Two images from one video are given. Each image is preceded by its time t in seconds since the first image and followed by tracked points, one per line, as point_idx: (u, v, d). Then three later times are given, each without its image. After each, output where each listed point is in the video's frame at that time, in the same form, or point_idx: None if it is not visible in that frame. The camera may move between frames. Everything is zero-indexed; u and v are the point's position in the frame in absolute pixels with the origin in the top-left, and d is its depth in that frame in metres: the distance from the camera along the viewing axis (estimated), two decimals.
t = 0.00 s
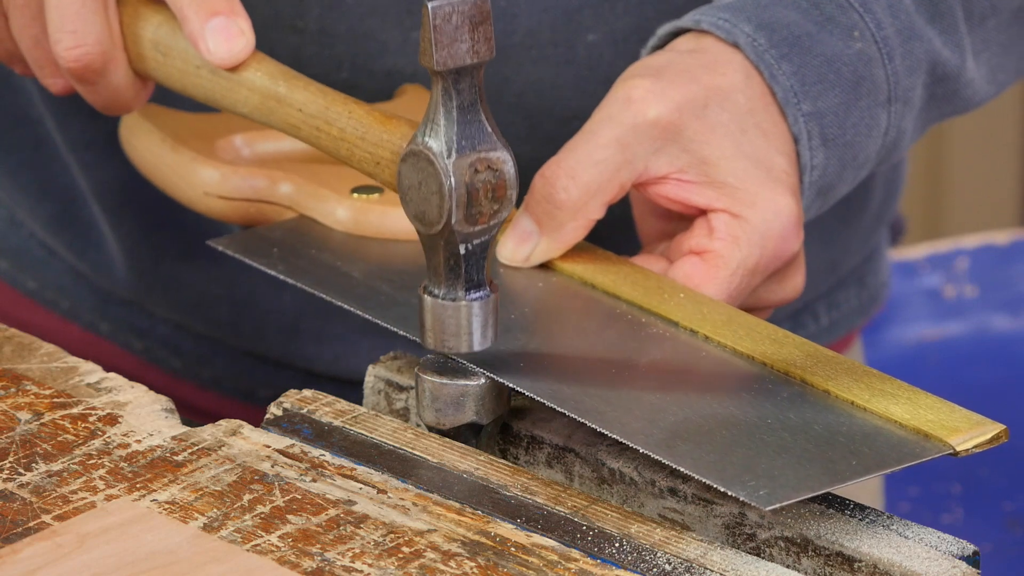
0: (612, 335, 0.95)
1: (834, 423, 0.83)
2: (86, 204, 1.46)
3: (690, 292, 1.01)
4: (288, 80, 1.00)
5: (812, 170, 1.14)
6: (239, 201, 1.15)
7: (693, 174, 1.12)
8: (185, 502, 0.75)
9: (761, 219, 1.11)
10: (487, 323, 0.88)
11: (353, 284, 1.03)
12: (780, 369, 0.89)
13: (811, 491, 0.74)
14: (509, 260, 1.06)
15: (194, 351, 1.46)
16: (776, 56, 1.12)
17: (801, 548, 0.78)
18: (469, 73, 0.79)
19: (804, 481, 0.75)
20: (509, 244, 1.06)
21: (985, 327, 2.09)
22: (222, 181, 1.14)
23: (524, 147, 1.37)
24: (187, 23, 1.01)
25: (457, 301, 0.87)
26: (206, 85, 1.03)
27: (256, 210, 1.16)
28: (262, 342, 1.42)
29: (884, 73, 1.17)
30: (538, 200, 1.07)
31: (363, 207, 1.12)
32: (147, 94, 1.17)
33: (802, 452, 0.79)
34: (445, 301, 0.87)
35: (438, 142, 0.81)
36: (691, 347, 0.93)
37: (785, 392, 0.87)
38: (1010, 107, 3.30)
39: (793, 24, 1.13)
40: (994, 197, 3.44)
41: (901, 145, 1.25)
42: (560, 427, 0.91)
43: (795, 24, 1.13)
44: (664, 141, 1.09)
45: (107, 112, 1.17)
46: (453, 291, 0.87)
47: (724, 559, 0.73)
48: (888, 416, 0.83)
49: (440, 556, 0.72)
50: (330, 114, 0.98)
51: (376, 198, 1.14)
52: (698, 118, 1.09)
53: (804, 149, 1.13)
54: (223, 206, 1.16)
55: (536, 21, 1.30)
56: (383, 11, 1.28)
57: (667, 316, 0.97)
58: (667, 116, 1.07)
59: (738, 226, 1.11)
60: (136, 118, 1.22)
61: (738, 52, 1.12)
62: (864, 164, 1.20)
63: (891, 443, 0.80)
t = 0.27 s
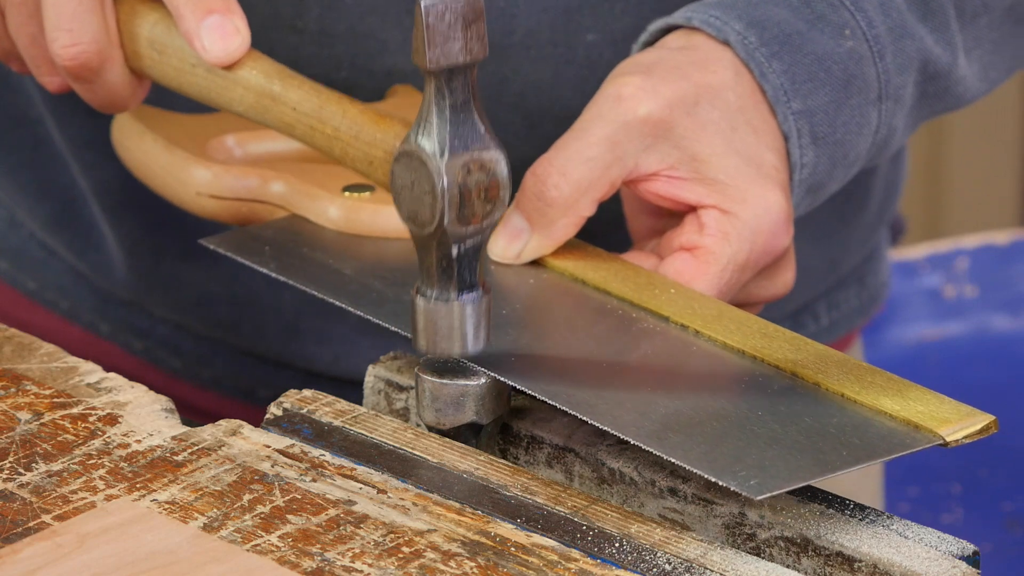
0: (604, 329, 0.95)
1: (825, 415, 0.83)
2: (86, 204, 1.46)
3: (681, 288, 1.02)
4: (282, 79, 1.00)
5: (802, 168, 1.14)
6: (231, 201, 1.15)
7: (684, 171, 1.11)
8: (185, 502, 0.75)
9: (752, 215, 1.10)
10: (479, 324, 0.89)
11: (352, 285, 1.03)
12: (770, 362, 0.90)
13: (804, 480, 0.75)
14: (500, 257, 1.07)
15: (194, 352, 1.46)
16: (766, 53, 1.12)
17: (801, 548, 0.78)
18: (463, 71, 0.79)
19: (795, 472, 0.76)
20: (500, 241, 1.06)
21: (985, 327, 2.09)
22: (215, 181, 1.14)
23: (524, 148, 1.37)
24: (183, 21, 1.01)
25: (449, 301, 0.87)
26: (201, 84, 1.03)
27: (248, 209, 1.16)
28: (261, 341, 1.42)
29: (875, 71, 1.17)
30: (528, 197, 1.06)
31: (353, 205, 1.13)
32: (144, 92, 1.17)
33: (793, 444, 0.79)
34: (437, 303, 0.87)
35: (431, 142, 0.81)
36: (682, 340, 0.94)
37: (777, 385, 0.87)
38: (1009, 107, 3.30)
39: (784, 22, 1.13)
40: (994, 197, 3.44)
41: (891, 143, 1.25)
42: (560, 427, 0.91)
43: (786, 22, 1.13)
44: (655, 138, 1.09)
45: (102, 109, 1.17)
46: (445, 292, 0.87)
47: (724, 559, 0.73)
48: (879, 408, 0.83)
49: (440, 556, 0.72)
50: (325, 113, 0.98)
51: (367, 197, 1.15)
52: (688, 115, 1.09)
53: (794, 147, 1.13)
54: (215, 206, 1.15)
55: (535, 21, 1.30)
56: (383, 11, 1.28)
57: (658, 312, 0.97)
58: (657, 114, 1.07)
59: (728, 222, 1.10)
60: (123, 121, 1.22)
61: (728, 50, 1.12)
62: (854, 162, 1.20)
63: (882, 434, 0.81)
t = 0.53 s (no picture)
0: (593, 325, 0.96)
1: (813, 411, 0.84)
2: (86, 204, 1.45)
3: (670, 285, 1.03)
4: (282, 83, 1.00)
5: (791, 167, 1.13)
6: (221, 198, 1.16)
7: (672, 169, 1.11)
8: (185, 502, 0.75)
9: (741, 214, 1.10)
10: (477, 334, 0.89)
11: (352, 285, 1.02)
12: (758, 360, 0.90)
13: (792, 475, 0.75)
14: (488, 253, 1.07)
15: (194, 351, 1.46)
16: (756, 53, 1.11)
17: (801, 548, 0.78)
18: (465, 81, 0.79)
19: (783, 468, 0.76)
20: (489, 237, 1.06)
21: (985, 327, 2.10)
22: (205, 178, 1.15)
23: (524, 147, 1.37)
24: (182, 23, 1.01)
25: (448, 310, 0.87)
26: (199, 86, 1.03)
27: (237, 206, 1.17)
28: (262, 341, 1.42)
29: (865, 71, 1.17)
30: (517, 195, 1.08)
31: (343, 201, 1.14)
32: (141, 93, 1.17)
33: (782, 440, 0.80)
34: (436, 311, 0.87)
35: (432, 151, 0.81)
36: (671, 338, 0.94)
37: (765, 381, 0.88)
38: (1008, 107, 3.30)
39: (774, 21, 1.13)
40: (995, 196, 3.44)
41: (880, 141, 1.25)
42: (560, 427, 0.91)
43: (776, 21, 1.13)
44: (644, 136, 1.09)
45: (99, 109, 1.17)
46: (444, 300, 0.87)
47: (724, 559, 0.73)
48: (867, 406, 0.84)
49: (440, 556, 0.72)
50: (324, 118, 0.99)
51: (356, 193, 1.15)
52: (677, 113, 1.09)
53: (783, 146, 1.13)
54: (205, 202, 1.16)
55: (535, 21, 1.30)
56: (383, 9, 1.28)
57: (647, 309, 0.98)
58: (646, 112, 1.07)
59: (717, 220, 1.11)
60: (127, 123, 1.20)
61: (717, 48, 1.12)
62: (843, 162, 1.19)
63: (870, 432, 0.81)
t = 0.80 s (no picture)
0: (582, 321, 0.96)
1: (809, 409, 0.84)
2: (87, 203, 1.45)
3: (658, 280, 1.03)
4: (286, 88, 1.00)
5: (779, 163, 1.14)
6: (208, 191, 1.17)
7: (661, 165, 1.11)
8: (185, 502, 0.75)
9: (730, 210, 1.10)
10: (483, 334, 0.88)
11: (353, 285, 1.02)
12: (747, 356, 0.91)
13: (782, 473, 0.75)
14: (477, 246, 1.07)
15: (195, 351, 1.46)
16: (745, 49, 1.11)
17: (801, 548, 0.78)
18: (469, 85, 0.79)
19: (773, 465, 0.76)
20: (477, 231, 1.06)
21: (985, 327, 2.10)
22: (193, 172, 1.15)
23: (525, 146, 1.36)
24: (187, 27, 1.01)
25: (453, 313, 0.87)
26: (201, 89, 1.03)
27: (225, 200, 1.18)
28: (263, 340, 1.42)
29: (855, 68, 1.17)
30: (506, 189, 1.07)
31: (331, 195, 1.14)
32: (146, 93, 1.17)
33: (773, 438, 0.80)
34: (441, 313, 0.87)
35: (437, 155, 0.81)
36: (660, 334, 0.94)
37: (755, 377, 0.88)
38: (1007, 106, 3.30)
39: (764, 17, 1.13)
40: (995, 197, 3.43)
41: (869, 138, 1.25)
42: (560, 427, 0.91)
43: (766, 17, 1.13)
44: (633, 131, 1.09)
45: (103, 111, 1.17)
46: (449, 303, 0.86)
47: (724, 559, 0.73)
48: (857, 402, 0.84)
49: (440, 556, 0.72)
50: (329, 123, 0.97)
51: (345, 185, 1.15)
52: (667, 109, 1.09)
53: (771, 142, 1.13)
54: (193, 195, 1.17)
55: (535, 20, 1.29)
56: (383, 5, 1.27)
57: (635, 304, 0.98)
58: (634, 107, 1.07)
59: (705, 216, 1.10)
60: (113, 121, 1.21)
61: (706, 42, 1.12)
62: (831, 158, 1.19)
63: (860, 428, 0.81)
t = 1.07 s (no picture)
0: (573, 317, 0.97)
1: (807, 408, 0.84)
2: (86, 203, 1.45)
3: (647, 276, 1.03)
4: (281, 89, 0.99)
5: (766, 160, 1.13)
6: (194, 189, 1.16)
7: (649, 161, 1.11)
8: (185, 502, 0.75)
9: (718, 207, 1.10)
10: (475, 339, 0.88)
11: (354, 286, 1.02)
12: (737, 351, 0.91)
13: (775, 466, 0.76)
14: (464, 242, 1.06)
15: (195, 351, 1.46)
16: (732, 46, 1.11)
17: (801, 548, 0.78)
18: (462, 88, 0.80)
19: (767, 459, 0.77)
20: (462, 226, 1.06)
21: (985, 327, 2.10)
22: (179, 170, 1.15)
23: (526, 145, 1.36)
24: (182, 26, 1.01)
25: (444, 317, 0.86)
26: (196, 89, 1.03)
27: (212, 199, 1.17)
28: (264, 339, 1.42)
29: (841, 65, 1.17)
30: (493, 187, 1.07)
31: (319, 194, 1.14)
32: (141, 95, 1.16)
33: (766, 432, 0.81)
34: (432, 317, 0.87)
35: (429, 157, 0.81)
36: (649, 329, 0.95)
37: (745, 373, 0.89)
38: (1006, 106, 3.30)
39: (751, 14, 1.13)
40: (995, 196, 3.44)
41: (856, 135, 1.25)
42: (560, 427, 0.91)
43: (753, 14, 1.13)
44: (620, 129, 1.09)
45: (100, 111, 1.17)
46: (440, 306, 0.86)
47: (724, 559, 0.73)
48: (847, 397, 0.85)
49: (440, 556, 0.72)
50: (322, 124, 0.98)
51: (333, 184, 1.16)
52: (653, 106, 1.09)
53: (758, 139, 1.13)
54: (179, 194, 1.16)
55: (534, 18, 1.29)
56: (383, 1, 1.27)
57: (624, 300, 0.98)
58: (622, 105, 1.07)
59: (694, 212, 1.10)
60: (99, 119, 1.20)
61: (693, 39, 1.12)
62: (818, 155, 1.19)
63: (850, 422, 0.82)
